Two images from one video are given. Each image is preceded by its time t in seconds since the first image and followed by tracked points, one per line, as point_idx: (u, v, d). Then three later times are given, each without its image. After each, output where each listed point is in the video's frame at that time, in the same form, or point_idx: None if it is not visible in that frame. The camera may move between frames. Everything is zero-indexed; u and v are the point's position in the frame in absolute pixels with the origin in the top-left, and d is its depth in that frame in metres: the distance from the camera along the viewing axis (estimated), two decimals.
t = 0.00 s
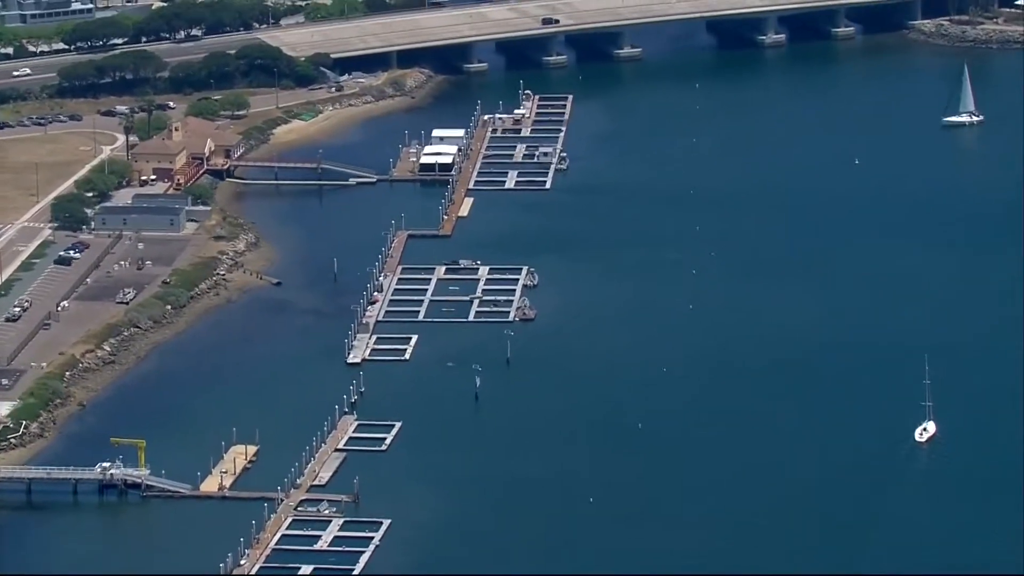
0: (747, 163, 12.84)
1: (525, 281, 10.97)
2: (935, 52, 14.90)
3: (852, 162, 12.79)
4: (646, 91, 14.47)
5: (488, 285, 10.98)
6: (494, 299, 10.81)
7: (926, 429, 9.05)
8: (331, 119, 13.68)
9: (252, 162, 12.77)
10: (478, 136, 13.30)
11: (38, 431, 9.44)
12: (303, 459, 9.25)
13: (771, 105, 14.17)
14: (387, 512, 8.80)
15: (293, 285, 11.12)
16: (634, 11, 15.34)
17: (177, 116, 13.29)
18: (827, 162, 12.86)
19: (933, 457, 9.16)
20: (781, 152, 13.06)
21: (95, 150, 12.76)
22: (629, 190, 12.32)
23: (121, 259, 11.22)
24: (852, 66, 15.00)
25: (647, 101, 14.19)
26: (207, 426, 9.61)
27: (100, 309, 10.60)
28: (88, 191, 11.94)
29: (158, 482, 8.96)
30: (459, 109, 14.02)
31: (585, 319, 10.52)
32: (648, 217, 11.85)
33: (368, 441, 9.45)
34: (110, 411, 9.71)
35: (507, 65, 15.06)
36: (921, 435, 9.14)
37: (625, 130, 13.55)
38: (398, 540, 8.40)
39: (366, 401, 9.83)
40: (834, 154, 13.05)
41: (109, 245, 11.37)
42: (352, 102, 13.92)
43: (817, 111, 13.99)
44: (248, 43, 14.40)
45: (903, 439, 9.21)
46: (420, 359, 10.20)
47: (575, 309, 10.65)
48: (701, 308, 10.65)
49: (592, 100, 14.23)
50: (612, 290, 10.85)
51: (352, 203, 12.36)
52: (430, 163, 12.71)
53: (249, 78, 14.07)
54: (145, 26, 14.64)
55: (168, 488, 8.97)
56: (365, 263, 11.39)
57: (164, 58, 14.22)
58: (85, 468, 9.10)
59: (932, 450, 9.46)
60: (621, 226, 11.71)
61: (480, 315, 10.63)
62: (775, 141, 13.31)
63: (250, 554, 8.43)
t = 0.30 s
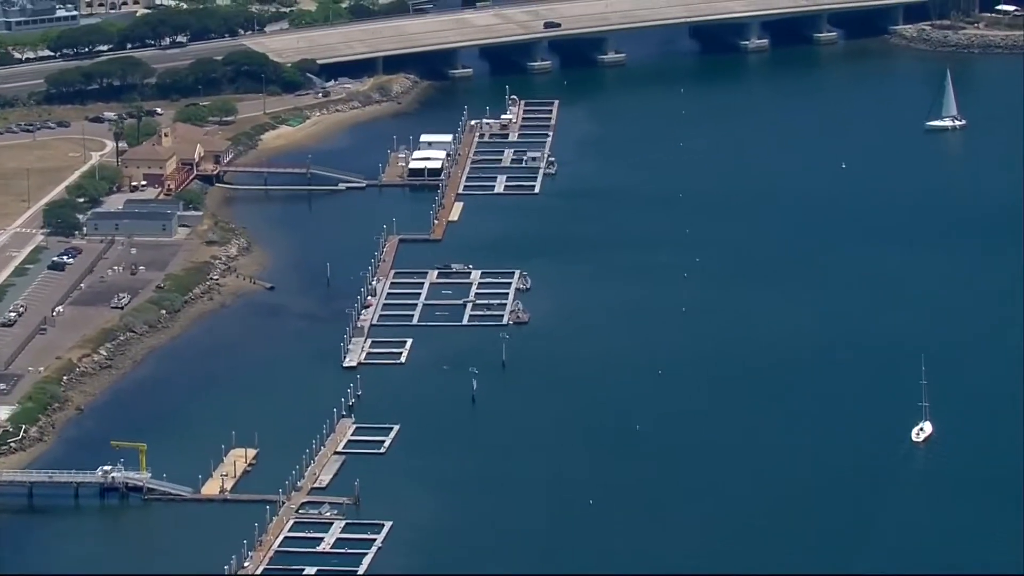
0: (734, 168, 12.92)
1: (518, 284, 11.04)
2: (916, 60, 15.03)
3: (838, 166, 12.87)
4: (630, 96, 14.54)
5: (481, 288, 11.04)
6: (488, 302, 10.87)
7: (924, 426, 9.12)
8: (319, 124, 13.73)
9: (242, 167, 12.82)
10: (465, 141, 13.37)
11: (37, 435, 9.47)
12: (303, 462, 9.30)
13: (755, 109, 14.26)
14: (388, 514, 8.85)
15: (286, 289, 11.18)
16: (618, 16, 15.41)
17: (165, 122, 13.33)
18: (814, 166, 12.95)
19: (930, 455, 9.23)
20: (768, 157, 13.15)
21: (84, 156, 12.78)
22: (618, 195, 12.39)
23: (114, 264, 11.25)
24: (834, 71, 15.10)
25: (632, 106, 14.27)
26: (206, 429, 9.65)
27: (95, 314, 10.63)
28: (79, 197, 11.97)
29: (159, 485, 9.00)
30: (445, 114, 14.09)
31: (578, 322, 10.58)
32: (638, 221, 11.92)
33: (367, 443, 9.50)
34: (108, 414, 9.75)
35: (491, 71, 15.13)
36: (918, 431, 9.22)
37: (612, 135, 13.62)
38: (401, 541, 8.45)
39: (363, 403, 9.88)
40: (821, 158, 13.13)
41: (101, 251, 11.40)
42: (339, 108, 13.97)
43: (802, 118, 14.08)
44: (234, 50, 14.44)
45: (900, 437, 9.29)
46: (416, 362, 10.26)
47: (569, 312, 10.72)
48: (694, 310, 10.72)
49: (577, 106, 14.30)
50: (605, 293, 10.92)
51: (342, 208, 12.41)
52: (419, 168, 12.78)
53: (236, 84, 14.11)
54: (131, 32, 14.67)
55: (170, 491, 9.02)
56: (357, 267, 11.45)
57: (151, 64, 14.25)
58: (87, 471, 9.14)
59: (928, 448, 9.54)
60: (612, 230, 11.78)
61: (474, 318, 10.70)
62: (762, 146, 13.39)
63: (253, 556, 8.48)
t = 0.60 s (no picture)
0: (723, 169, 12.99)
1: (512, 285, 11.11)
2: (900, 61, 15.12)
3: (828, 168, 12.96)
4: (617, 98, 14.61)
5: (475, 289, 11.10)
6: (483, 302, 10.92)
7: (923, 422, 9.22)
8: (308, 127, 13.77)
9: (233, 169, 12.85)
10: (455, 143, 13.43)
11: (38, 435, 9.50)
12: (304, 461, 9.34)
13: (741, 112, 14.34)
14: (391, 513, 8.89)
15: (282, 291, 11.22)
16: (603, 18, 15.48)
17: (156, 124, 13.35)
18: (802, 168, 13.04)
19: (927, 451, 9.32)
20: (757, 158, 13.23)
21: (76, 158, 12.80)
22: (609, 196, 12.45)
23: (110, 265, 11.28)
24: (819, 73, 15.19)
25: (620, 108, 14.34)
26: (206, 429, 9.68)
27: (92, 315, 10.66)
28: (72, 199, 11.99)
29: (162, 484, 9.04)
30: (434, 116, 14.14)
31: (573, 323, 10.65)
32: (630, 223, 11.99)
33: (368, 442, 9.54)
34: (108, 415, 9.78)
35: (478, 73, 15.19)
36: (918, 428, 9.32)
37: (601, 137, 13.69)
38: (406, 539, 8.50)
39: (362, 403, 9.93)
40: (809, 160, 13.22)
41: (96, 253, 11.42)
42: (328, 110, 14.02)
43: (787, 120, 14.17)
44: (223, 52, 14.47)
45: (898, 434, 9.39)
46: (413, 362, 10.31)
47: (564, 313, 10.78)
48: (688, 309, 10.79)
49: (565, 108, 14.37)
50: (598, 295, 10.99)
51: (334, 209, 12.45)
52: (410, 169, 12.83)
53: (224, 87, 14.16)
54: (119, 35, 14.69)
55: (173, 491, 9.05)
56: (352, 268, 11.50)
57: (141, 67, 14.28)
58: (89, 471, 9.17)
59: (924, 446, 9.63)
60: (605, 231, 11.85)
61: (470, 319, 10.75)
62: (751, 148, 13.47)
63: (259, 555, 8.52)
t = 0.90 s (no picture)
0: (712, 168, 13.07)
1: (507, 284, 11.16)
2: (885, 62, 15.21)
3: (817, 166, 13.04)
4: (605, 99, 14.67)
5: (470, 289, 11.15)
6: (478, 302, 10.98)
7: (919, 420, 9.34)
8: (297, 128, 13.81)
9: (224, 171, 12.84)
10: (445, 144, 13.48)
11: (39, 434, 9.53)
12: (306, 460, 9.38)
13: (728, 112, 14.42)
14: (393, 510, 8.93)
15: (277, 291, 11.26)
16: (589, 20, 15.55)
17: (146, 126, 13.38)
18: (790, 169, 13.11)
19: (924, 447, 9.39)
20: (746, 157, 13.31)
21: (67, 160, 12.83)
22: (600, 196, 12.52)
23: (105, 266, 11.31)
24: (804, 74, 15.28)
25: (607, 109, 14.41)
26: (206, 428, 9.72)
27: (89, 316, 10.69)
28: (65, 201, 12.02)
29: (164, 483, 9.08)
30: (422, 117, 14.19)
31: (569, 321, 10.71)
32: (622, 222, 12.05)
33: (368, 441, 9.58)
34: (108, 414, 9.81)
35: (464, 74, 15.25)
36: (914, 427, 9.45)
37: (589, 137, 13.75)
38: (409, 537, 8.54)
39: (361, 402, 9.97)
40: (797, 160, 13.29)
41: (91, 254, 11.45)
42: (316, 111, 14.05)
43: (774, 120, 14.24)
44: (211, 54, 14.51)
45: (895, 432, 9.48)
46: (411, 361, 10.36)
47: (559, 312, 10.84)
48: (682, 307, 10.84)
49: (553, 109, 14.43)
50: (593, 293, 11.05)
51: (326, 210, 12.50)
52: (400, 170, 12.88)
53: (213, 88, 14.21)
54: (106, 37, 14.72)
55: (176, 489, 9.09)
56: (346, 268, 11.54)
57: (129, 69, 14.32)
58: (92, 470, 9.21)
59: (920, 442, 9.71)
60: (596, 231, 11.90)
61: (465, 319, 10.81)
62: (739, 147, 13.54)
63: (263, 553, 8.56)
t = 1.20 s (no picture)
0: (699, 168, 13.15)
1: (499, 284, 11.22)
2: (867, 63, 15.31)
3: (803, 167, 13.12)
4: (590, 100, 14.74)
5: (463, 289, 11.21)
6: (471, 302, 11.03)
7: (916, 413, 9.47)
8: (285, 130, 13.85)
9: (214, 172, 12.92)
10: (433, 145, 13.54)
11: (39, 434, 9.56)
12: (306, 458, 9.43)
13: (713, 112, 14.50)
14: (394, 508, 8.98)
15: (270, 291, 11.30)
16: (573, 22, 15.61)
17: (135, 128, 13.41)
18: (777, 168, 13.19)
19: (921, 442, 9.48)
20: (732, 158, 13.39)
21: (57, 162, 12.84)
22: (589, 197, 12.58)
23: (99, 267, 11.34)
24: (787, 75, 15.38)
25: (593, 111, 14.48)
26: (205, 429, 9.76)
27: (84, 317, 10.72)
28: (57, 202, 12.04)
29: (166, 482, 9.12)
30: (409, 119, 14.24)
31: (562, 321, 10.77)
32: (612, 223, 12.12)
33: (367, 440, 9.62)
34: (106, 414, 9.84)
35: (449, 76, 15.32)
36: (911, 419, 9.59)
37: (576, 138, 13.82)
38: (412, 533, 8.58)
39: (358, 401, 10.02)
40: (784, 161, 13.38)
41: (84, 255, 11.48)
42: (304, 113, 14.10)
43: (759, 121, 14.33)
44: (198, 56, 14.54)
45: (892, 425, 9.60)
46: (406, 361, 10.42)
47: (553, 312, 10.89)
48: (675, 306, 10.92)
49: (539, 111, 14.49)
50: (585, 292, 11.11)
51: (316, 211, 12.54)
52: (390, 171, 12.94)
53: (200, 90, 14.24)
54: (93, 40, 14.76)
55: (177, 488, 9.13)
56: (339, 269, 11.59)
57: (116, 71, 14.35)
58: (93, 469, 9.25)
59: (916, 438, 9.78)
60: (587, 231, 11.97)
61: (458, 318, 10.86)
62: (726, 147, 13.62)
63: (266, 550, 8.60)
